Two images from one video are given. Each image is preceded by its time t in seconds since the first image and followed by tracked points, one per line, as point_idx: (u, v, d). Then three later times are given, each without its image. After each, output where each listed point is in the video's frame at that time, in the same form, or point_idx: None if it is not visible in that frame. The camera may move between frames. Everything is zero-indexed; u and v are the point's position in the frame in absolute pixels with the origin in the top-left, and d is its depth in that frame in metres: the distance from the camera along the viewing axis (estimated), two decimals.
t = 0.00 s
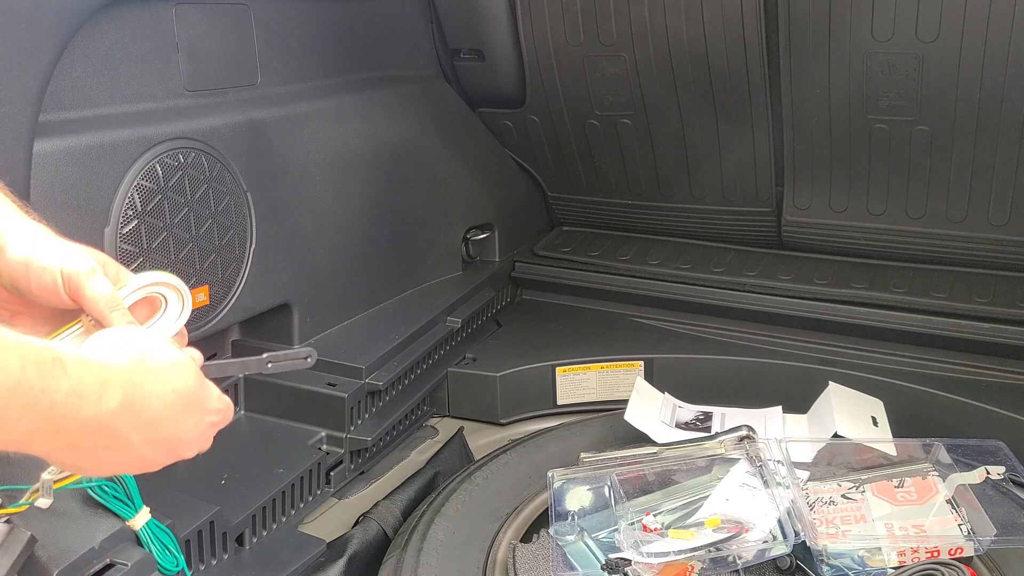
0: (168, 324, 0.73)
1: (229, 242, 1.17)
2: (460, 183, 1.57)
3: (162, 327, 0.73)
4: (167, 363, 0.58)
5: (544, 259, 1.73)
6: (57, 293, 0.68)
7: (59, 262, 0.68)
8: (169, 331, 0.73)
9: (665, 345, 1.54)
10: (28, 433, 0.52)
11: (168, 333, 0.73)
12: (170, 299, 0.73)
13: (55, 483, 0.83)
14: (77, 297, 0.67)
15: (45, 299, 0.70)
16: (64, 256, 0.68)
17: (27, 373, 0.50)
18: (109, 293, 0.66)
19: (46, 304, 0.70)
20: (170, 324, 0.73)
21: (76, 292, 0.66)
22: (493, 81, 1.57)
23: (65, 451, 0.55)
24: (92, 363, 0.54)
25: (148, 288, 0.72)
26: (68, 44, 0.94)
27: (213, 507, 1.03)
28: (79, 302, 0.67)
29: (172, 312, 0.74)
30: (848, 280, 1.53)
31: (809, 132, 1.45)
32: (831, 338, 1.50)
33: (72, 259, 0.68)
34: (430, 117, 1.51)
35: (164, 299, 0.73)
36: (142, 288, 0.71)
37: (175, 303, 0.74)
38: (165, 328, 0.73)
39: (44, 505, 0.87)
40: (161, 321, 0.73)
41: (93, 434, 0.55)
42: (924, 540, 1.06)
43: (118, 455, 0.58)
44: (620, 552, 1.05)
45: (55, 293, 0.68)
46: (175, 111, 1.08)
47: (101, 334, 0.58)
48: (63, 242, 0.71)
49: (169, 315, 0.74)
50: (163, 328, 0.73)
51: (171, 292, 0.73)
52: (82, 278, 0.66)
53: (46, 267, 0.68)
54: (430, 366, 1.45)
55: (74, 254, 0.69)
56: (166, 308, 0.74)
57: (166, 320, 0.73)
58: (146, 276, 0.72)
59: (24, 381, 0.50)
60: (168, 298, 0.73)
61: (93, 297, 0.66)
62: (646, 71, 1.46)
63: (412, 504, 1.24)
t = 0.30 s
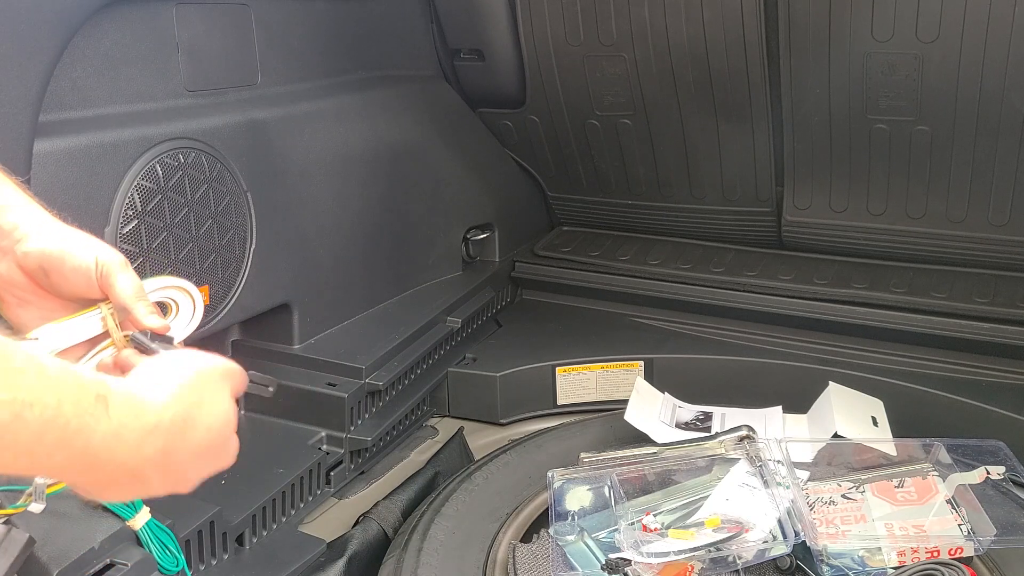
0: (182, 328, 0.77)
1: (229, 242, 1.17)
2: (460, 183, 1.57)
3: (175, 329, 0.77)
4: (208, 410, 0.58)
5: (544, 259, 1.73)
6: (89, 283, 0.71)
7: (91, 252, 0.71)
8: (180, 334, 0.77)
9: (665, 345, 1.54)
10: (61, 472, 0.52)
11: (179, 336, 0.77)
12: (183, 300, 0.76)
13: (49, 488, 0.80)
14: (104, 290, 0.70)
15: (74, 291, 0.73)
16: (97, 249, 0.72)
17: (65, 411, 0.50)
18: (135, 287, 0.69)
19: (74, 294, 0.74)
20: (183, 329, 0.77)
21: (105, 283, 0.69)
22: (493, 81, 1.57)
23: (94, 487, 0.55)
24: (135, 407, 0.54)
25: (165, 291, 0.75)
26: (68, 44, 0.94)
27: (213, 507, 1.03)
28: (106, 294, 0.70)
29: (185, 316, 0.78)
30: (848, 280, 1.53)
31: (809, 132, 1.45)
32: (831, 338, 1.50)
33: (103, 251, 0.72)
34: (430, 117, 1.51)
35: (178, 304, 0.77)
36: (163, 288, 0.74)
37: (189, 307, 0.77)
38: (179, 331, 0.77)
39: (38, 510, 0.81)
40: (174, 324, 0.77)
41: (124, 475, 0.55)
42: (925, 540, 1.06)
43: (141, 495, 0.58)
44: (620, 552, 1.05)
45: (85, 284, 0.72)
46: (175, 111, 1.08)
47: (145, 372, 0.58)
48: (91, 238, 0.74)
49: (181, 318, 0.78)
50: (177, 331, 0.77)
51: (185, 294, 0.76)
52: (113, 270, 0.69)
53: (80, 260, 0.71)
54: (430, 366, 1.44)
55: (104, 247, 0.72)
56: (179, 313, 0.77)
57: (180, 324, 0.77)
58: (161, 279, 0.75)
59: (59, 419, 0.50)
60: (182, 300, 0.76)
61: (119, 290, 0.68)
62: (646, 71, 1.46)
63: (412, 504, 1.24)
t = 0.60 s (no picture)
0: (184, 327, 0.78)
1: (229, 242, 1.17)
2: (460, 183, 1.57)
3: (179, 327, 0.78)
4: (186, 388, 0.57)
5: (544, 259, 1.73)
6: (93, 285, 0.71)
7: (92, 255, 0.71)
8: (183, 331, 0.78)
9: (665, 346, 1.54)
10: (36, 450, 0.51)
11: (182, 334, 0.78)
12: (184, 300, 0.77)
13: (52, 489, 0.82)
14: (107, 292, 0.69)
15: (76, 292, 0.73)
16: (98, 250, 0.71)
17: (37, 387, 0.49)
18: (136, 288, 0.68)
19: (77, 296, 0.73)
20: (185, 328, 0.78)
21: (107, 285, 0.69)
22: (493, 81, 1.57)
23: (74, 466, 0.54)
24: (109, 383, 0.53)
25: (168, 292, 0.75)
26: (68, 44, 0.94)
27: (213, 507, 1.03)
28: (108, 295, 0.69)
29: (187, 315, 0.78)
30: (848, 280, 1.53)
31: (809, 132, 1.45)
32: (831, 339, 1.50)
33: (104, 253, 0.71)
34: (431, 117, 1.51)
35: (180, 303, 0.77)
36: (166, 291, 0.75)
37: (190, 306, 0.77)
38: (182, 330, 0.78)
39: (42, 510, 0.86)
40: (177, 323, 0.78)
41: (104, 452, 0.54)
42: (925, 540, 1.06)
43: (125, 475, 0.57)
44: (620, 552, 1.05)
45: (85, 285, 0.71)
46: (175, 111, 1.08)
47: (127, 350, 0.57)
48: (93, 238, 0.74)
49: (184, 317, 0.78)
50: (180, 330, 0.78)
51: (186, 294, 0.76)
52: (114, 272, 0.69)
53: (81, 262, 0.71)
54: (430, 366, 1.45)
55: (104, 248, 0.71)
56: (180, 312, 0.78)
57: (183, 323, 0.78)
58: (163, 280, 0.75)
59: (32, 395, 0.49)
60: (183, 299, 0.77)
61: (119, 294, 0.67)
62: (647, 71, 1.46)
63: (412, 504, 1.24)
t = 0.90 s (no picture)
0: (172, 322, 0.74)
1: (229, 242, 1.17)
2: (460, 183, 1.57)
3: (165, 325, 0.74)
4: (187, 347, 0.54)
5: (544, 259, 1.73)
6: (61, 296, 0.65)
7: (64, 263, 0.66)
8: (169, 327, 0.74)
9: (665, 346, 1.54)
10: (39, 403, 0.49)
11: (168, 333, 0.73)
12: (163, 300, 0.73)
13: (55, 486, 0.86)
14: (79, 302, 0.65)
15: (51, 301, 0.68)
16: (74, 259, 0.66)
17: (36, 337, 0.48)
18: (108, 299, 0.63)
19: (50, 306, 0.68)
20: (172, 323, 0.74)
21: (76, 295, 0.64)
22: (493, 81, 1.57)
23: (87, 421, 0.52)
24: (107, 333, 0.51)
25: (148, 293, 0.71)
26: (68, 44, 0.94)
27: (213, 507, 1.03)
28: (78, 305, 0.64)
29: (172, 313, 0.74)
30: (848, 280, 1.53)
31: (809, 132, 1.45)
32: (832, 339, 1.49)
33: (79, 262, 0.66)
34: (430, 117, 1.51)
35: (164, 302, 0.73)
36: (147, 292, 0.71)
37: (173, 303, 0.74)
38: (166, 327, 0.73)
39: (45, 509, 0.89)
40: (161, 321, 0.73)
41: (111, 401, 0.51)
42: (924, 540, 1.06)
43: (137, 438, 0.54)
44: (620, 552, 1.05)
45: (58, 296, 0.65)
46: (175, 111, 1.08)
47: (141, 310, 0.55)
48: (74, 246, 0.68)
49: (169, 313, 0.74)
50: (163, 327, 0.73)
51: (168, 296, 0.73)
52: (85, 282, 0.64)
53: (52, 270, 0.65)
54: (430, 366, 1.45)
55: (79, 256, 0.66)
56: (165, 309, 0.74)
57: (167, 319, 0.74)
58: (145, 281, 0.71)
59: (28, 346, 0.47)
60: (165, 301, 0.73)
61: (98, 302, 0.63)
62: (646, 71, 1.46)
63: (412, 504, 1.24)
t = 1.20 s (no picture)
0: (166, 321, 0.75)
1: (229, 242, 1.16)
2: (460, 183, 1.57)
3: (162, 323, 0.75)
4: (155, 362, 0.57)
5: (544, 259, 1.73)
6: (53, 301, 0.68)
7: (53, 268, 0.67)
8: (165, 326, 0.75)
9: (665, 346, 1.54)
10: (16, 420, 0.51)
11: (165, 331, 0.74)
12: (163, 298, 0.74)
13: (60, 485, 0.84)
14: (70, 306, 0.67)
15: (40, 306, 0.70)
16: (62, 263, 0.68)
17: (13, 357, 0.49)
18: (102, 302, 0.65)
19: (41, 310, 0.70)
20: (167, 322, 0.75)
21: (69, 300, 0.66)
22: (493, 81, 1.57)
23: (61, 438, 0.54)
24: (77, 348, 0.53)
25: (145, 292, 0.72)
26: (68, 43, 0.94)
27: (213, 507, 1.03)
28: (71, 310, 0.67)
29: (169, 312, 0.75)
30: (848, 280, 1.53)
31: (809, 132, 1.45)
32: (832, 339, 1.50)
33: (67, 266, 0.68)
34: (430, 117, 1.51)
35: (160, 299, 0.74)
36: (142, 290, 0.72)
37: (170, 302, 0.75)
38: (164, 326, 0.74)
39: (48, 508, 0.88)
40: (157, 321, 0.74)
41: (87, 422, 0.54)
42: (924, 540, 1.06)
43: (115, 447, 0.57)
44: (620, 552, 1.05)
45: (46, 300, 0.68)
46: (175, 111, 1.08)
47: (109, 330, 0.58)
48: (59, 248, 0.70)
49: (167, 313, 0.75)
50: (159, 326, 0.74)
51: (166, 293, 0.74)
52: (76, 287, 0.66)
53: (42, 275, 0.67)
54: (430, 366, 1.45)
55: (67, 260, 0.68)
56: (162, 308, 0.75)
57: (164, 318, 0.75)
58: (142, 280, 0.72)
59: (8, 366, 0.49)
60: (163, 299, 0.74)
61: (87, 305, 0.66)
62: (646, 72, 1.46)
63: (412, 504, 1.23)
